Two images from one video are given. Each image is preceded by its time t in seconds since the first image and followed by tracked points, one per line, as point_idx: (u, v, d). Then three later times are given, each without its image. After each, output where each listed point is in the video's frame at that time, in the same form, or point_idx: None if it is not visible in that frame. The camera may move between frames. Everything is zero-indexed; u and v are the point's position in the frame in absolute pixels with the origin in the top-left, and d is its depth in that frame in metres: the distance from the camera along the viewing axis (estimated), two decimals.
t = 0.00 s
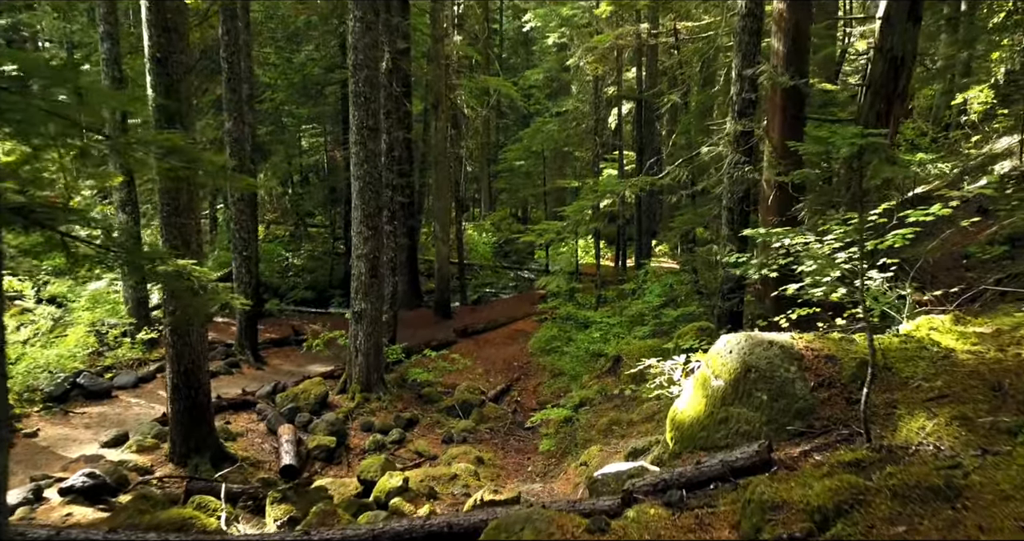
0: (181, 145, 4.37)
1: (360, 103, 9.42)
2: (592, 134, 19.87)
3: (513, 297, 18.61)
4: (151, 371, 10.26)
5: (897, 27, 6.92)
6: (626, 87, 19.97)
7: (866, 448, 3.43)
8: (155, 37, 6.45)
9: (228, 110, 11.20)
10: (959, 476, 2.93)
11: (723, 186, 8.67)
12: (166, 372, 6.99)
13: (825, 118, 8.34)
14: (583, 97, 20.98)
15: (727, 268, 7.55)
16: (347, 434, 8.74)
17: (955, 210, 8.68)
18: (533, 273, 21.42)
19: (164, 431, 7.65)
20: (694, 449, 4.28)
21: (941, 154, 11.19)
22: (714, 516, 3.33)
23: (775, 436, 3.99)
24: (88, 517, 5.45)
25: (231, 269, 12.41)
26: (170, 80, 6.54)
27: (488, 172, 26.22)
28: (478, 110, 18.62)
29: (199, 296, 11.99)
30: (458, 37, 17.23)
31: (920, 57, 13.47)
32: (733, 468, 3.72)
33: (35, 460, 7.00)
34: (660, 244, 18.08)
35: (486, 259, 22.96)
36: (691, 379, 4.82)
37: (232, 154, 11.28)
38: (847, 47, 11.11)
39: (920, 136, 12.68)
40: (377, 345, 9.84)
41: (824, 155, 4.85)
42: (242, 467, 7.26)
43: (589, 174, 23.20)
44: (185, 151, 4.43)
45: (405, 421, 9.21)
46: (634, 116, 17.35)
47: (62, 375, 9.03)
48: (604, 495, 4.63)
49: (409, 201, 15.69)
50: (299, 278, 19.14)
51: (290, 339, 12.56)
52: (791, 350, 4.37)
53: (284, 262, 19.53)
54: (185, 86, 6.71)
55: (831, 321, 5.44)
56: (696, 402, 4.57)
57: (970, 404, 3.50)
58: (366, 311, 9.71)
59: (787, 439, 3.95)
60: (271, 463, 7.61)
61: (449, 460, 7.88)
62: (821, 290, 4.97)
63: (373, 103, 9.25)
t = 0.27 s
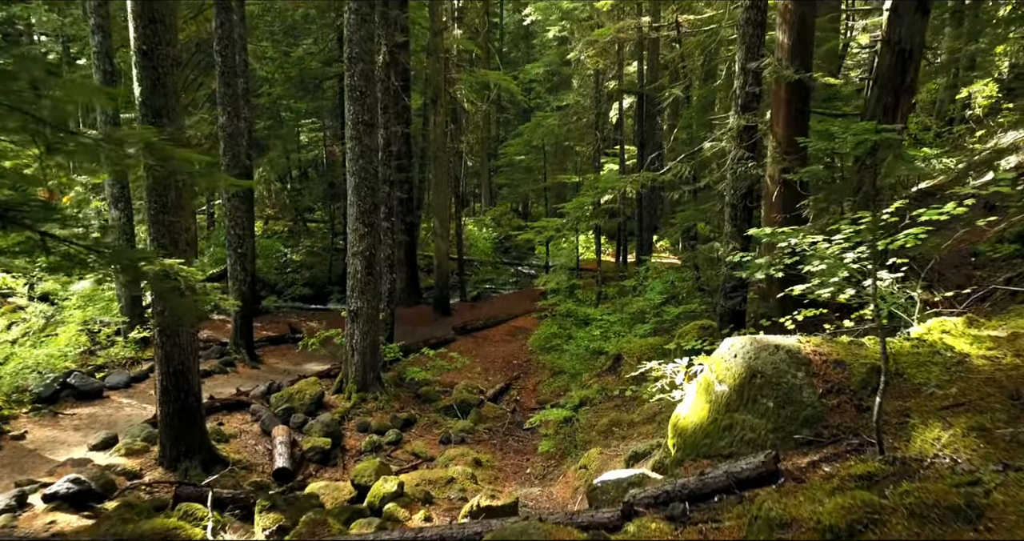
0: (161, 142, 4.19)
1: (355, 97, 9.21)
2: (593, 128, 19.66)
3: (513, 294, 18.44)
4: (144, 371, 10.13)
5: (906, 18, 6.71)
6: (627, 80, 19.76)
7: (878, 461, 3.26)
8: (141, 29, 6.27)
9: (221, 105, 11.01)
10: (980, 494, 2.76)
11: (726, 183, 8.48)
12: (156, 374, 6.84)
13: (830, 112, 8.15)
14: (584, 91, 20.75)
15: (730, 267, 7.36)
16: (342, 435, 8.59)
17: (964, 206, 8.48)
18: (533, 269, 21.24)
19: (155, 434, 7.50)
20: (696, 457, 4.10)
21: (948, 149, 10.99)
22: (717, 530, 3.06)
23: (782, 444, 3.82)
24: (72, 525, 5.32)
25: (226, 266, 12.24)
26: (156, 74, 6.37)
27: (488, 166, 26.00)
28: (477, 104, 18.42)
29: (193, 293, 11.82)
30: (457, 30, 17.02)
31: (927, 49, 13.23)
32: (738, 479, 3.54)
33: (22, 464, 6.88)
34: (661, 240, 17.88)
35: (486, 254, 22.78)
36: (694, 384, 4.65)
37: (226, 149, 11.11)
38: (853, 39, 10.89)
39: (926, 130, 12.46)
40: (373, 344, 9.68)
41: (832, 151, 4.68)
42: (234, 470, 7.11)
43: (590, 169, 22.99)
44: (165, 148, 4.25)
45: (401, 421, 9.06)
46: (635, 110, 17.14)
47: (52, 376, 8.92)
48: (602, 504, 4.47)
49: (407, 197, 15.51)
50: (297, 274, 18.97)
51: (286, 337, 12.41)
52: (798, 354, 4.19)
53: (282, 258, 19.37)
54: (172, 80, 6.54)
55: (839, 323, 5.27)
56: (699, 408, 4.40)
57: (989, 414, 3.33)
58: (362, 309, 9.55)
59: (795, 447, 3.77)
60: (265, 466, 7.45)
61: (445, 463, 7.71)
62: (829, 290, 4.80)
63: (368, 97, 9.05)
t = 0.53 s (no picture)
0: (146, 141, 4.04)
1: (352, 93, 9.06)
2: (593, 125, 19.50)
3: (513, 292, 18.30)
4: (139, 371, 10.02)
5: (913, 13, 6.53)
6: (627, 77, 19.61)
7: (892, 475, 3.14)
8: (130, 24, 6.13)
9: (217, 102, 10.87)
10: (1001, 513, 2.64)
11: (729, 181, 8.33)
12: (147, 376, 6.71)
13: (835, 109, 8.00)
14: (584, 87, 20.59)
15: (732, 267, 7.21)
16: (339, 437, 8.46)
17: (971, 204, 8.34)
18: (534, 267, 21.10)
19: (147, 437, 7.37)
20: (700, 466, 3.93)
21: (954, 146, 10.84)
22: None
23: (789, 455, 3.68)
24: (60, 533, 5.22)
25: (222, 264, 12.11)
26: (145, 70, 6.26)
27: (489, 164, 25.84)
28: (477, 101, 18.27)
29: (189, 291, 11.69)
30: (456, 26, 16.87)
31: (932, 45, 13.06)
32: (743, 491, 3.40)
33: (11, 467, 6.75)
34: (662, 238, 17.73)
35: (486, 252, 22.64)
36: (697, 389, 4.50)
37: (221, 146, 10.97)
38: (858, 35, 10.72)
39: (931, 127, 12.30)
40: (371, 344, 9.55)
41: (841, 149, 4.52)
42: (227, 474, 6.98)
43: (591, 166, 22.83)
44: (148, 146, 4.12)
45: (399, 423, 8.92)
46: (636, 106, 16.97)
47: (45, 376, 8.79)
48: (601, 513, 4.33)
49: (407, 194, 15.37)
50: (296, 272, 18.84)
51: (283, 336, 12.28)
52: (806, 360, 4.05)
53: (281, 256, 19.24)
54: (162, 77, 6.44)
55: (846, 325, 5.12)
56: (703, 414, 4.25)
57: (1007, 427, 3.20)
58: (359, 309, 9.42)
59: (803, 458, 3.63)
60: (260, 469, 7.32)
61: (443, 466, 7.59)
62: (837, 293, 4.65)
63: (365, 94, 8.90)
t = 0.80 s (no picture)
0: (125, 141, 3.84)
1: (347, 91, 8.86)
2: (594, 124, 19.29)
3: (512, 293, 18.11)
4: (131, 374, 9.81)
5: (925, 9, 6.32)
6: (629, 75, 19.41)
7: (913, 500, 2.97)
8: (116, 19, 5.91)
9: (211, 100, 10.65)
10: None
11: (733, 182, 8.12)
12: (135, 382, 6.51)
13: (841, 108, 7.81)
14: (585, 86, 20.38)
15: (737, 270, 7.00)
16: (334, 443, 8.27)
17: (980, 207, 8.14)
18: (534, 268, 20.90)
19: (135, 444, 7.16)
20: (705, 484, 3.71)
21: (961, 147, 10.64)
22: None
23: (800, 474, 3.49)
24: None
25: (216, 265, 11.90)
26: (132, 67, 6.01)
27: (488, 163, 25.63)
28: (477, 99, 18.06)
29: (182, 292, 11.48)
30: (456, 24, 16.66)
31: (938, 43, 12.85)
32: (752, 515, 3.21)
33: None
34: (663, 238, 17.53)
35: (485, 252, 22.44)
36: (701, 400, 4.28)
37: (215, 145, 10.77)
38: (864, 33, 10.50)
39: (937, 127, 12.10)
40: (366, 348, 9.36)
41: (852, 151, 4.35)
42: (218, 482, 6.79)
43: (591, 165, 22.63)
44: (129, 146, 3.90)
45: (395, 428, 8.73)
46: (638, 105, 16.77)
47: (33, 379, 8.58)
48: (601, 531, 4.13)
49: (405, 193, 15.17)
50: (293, 272, 18.64)
51: (278, 338, 12.08)
52: (818, 373, 3.85)
53: (278, 256, 19.05)
54: (150, 73, 6.19)
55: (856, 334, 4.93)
56: (707, 427, 4.03)
57: None
58: (355, 311, 9.23)
59: (816, 479, 3.44)
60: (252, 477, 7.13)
61: (439, 474, 7.41)
62: (847, 301, 4.46)
63: (361, 92, 8.71)
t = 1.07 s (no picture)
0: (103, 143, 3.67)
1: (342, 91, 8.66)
2: (594, 125, 19.13)
3: (512, 295, 17.95)
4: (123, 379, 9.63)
5: (934, 6, 6.14)
6: (629, 75, 19.23)
7: (929, 524, 2.85)
8: (102, 17, 5.71)
9: (205, 100, 10.47)
10: None
11: (735, 183, 7.95)
12: (122, 390, 6.33)
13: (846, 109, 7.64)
14: (585, 85, 20.21)
15: (740, 274, 6.84)
16: (328, 450, 8.09)
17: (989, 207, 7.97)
18: (533, 269, 20.74)
19: (122, 453, 6.98)
20: (708, 501, 3.52)
21: (967, 148, 10.46)
22: None
23: (808, 492, 3.32)
24: None
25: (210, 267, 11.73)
26: (120, 67, 5.81)
27: (488, 163, 25.47)
28: (476, 99, 17.88)
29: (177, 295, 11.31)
30: (455, 23, 16.47)
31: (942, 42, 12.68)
32: (759, 536, 3.02)
33: None
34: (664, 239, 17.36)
35: (485, 253, 22.26)
36: (704, 413, 4.10)
37: (209, 146, 10.58)
38: (868, 31, 10.34)
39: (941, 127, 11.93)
40: (362, 352, 9.20)
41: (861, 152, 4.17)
42: (208, 492, 6.62)
43: (592, 166, 22.47)
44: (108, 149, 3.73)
45: (390, 435, 8.56)
46: (638, 105, 16.59)
47: (21, 385, 8.39)
48: None
49: (403, 194, 15.00)
50: (291, 273, 18.48)
51: (274, 342, 11.91)
52: (827, 386, 3.67)
53: (275, 257, 18.89)
54: (138, 72, 5.99)
55: (864, 342, 4.76)
56: (709, 442, 3.84)
57: None
58: (350, 315, 9.06)
59: (825, 498, 3.28)
60: (243, 486, 6.95)
61: (436, 483, 7.24)
62: (857, 309, 4.28)
63: (356, 91, 8.52)
